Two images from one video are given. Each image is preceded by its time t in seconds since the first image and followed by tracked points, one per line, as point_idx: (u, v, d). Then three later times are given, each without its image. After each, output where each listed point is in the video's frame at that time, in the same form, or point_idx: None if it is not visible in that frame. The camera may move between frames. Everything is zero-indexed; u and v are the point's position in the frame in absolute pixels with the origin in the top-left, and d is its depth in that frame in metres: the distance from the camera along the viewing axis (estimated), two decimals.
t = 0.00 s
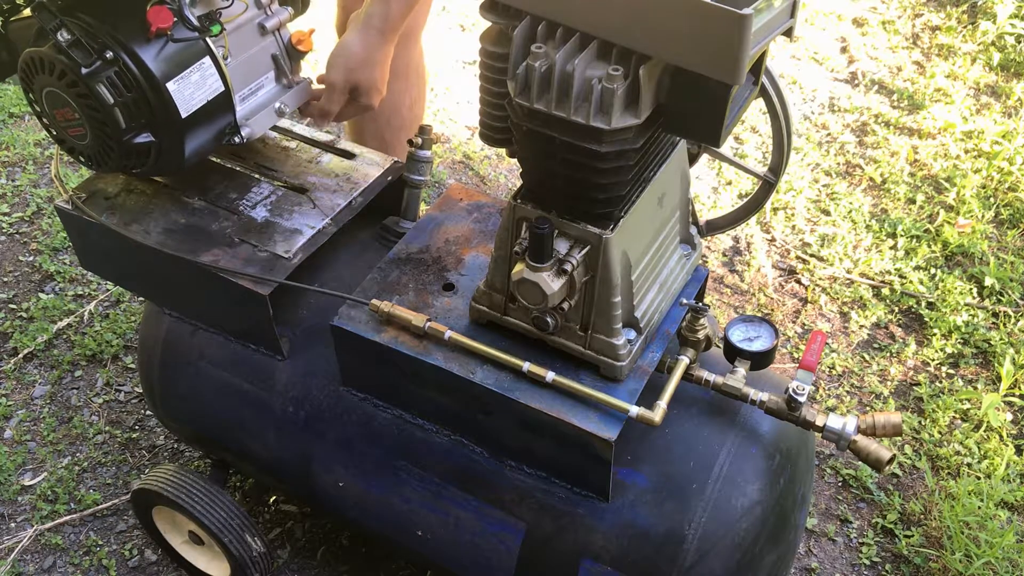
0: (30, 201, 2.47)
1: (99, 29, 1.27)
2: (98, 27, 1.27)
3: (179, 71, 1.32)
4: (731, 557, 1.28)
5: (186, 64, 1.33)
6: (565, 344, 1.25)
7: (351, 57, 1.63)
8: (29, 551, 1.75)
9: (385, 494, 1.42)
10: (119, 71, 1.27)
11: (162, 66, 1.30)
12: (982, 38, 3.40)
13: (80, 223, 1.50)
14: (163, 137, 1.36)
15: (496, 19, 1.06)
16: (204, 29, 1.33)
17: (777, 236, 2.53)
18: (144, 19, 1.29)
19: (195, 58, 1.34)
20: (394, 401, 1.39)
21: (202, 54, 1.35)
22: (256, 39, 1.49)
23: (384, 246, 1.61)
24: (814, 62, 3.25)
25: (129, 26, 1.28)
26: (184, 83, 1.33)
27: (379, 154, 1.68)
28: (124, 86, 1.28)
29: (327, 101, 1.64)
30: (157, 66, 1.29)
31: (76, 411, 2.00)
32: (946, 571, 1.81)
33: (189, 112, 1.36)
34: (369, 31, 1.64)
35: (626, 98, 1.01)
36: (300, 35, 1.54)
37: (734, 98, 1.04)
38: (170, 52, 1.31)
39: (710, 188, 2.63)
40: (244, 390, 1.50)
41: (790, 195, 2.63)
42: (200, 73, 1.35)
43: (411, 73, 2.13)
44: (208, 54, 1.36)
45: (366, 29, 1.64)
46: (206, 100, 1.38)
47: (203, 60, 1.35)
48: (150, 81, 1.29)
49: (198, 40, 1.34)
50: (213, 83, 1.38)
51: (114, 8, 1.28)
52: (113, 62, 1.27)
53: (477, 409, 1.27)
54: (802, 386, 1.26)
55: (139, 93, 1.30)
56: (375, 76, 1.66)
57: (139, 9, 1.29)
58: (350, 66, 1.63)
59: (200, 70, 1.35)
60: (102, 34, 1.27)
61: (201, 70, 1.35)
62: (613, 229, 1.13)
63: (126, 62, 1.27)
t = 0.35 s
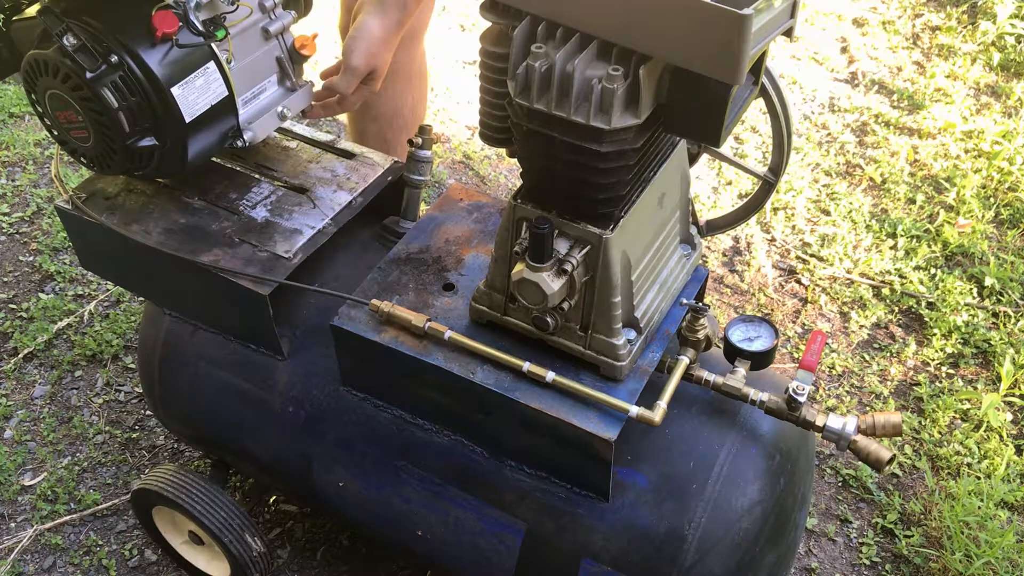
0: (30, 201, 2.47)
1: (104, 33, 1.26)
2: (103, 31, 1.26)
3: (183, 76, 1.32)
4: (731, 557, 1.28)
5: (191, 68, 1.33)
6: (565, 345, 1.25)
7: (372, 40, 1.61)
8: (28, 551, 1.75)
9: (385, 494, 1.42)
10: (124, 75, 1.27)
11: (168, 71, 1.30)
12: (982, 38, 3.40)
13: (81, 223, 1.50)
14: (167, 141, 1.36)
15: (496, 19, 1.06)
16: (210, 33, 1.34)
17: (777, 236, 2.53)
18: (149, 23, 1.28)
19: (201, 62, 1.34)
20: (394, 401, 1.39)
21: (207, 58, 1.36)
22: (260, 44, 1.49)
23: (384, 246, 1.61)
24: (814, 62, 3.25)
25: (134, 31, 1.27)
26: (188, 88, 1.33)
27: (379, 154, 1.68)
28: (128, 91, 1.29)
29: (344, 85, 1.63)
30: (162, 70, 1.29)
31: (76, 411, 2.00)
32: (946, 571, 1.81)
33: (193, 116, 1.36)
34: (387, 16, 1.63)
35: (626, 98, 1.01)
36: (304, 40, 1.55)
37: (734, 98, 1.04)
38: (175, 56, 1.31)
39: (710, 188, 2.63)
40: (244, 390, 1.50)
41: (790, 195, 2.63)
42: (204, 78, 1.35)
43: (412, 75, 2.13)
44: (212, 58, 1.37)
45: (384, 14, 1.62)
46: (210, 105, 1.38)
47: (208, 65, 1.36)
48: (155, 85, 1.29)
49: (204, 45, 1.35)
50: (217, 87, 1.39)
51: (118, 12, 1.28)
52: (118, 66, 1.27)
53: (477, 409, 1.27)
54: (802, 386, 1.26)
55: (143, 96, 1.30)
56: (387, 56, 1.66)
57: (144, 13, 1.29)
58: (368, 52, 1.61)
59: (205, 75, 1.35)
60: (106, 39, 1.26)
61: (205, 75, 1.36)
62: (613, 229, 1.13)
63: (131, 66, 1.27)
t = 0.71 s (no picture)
0: (30, 201, 2.47)
1: (100, 30, 1.27)
2: (98, 28, 1.27)
3: (179, 72, 1.32)
4: (731, 557, 1.27)
5: (187, 64, 1.33)
6: (565, 345, 1.25)
7: (353, 30, 1.57)
8: (28, 551, 1.75)
9: (385, 494, 1.42)
10: (120, 71, 1.27)
11: (163, 67, 1.30)
12: (982, 38, 3.40)
13: (80, 223, 1.50)
14: (165, 137, 1.36)
15: (496, 19, 1.06)
16: (204, 29, 1.33)
17: (777, 236, 2.53)
18: (144, 19, 1.29)
19: (196, 58, 1.34)
20: (394, 401, 1.39)
21: (203, 54, 1.35)
22: (256, 40, 1.49)
23: (384, 246, 1.61)
24: (814, 62, 3.25)
25: (130, 28, 1.28)
26: (184, 83, 1.33)
27: (379, 153, 1.68)
28: (124, 87, 1.28)
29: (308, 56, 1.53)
30: (158, 66, 1.29)
31: (76, 411, 2.00)
32: (946, 571, 1.80)
33: (189, 112, 1.36)
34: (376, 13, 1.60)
35: (626, 98, 1.01)
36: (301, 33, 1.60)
37: (734, 98, 1.04)
38: (171, 51, 1.31)
39: (710, 188, 2.63)
40: (244, 390, 1.50)
41: (789, 195, 2.63)
42: (200, 73, 1.35)
43: (412, 75, 2.13)
44: (208, 54, 1.36)
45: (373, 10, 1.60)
46: (206, 100, 1.38)
47: (204, 60, 1.35)
48: (151, 82, 1.29)
49: (198, 40, 1.34)
50: (213, 82, 1.38)
51: (115, 9, 1.28)
52: (113, 62, 1.27)
53: (477, 409, 1.27)
54: (802, 386, 1.26)
55: (139, 92, 1.30)
56: (363, 58, 1.62)
57: (140, 10, 1.29)
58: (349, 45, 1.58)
59: (201, 70, 1.35)
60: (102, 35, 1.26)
61: (201, 70, 1.35)
62: (613, 229, 1.13)
63: (127, 61, 1.27)
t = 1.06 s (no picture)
0: (30, 201, 2.47)
1: (96, 27, 1.27)
2: (95, 25, 1.27)
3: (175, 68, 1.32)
4: (731, 557, 1.28)
5: (184, 61, 1.33)
6: (565, 345, 1.25)
7: (338, 16, 1.57)
8: (28, 551, 1.75)
9: (385, 494, 1.42)
10: (117, 68, 1.28)
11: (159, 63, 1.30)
12: (982, 38, 3.40)
13: (80, 223, 1.50)
14: (162, 134, 1.36)
15: (496, 19, 1.06)
16: (201, 26, 1.33)
17: (777, 236, 2.53)
18: (139, 16, 1.29)
19: (192, 54, 1.34)
20: (394, 401, 1.39)
21: (200, 51, 1.35)
22: (253, 37, 1.49)
23: (384, 246, 1.61)
24: (814, 62, 3.25)
25: (126, 24, 1.28)
26: (180, 80, 1.33)
27: (379, 154, 1.68)
28: (120, 84, 1.28)
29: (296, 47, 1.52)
30: (154, 63, 1.29)
31: (76, 411, 2.00)
32: (946, 571, 1.80)
33: (185, 109, 1.36)
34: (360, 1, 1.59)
35: (626, 98, 1.01)
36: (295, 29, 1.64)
37: (734, 98, 1.04)
38: (167, 49, 1.31)
39: (710, 188, 2.63)
40: (244, 390, 1.50)
41: (789, 195, 2.63)
42: (197, 69, 1.35)
43: (412, 75, 2.13)
44: (204, 51, 1.36)
45: None
46: (204, 97, 1.38)
47: (201, 57, 1.35)
48: (148, 79, 1.29)
49: (194, 37, 1.34)
50: (210, 79, 1.38)
51: (111, 6, 1.28)
52: (109, 59, 1.27)
53: (476, 409, 1.27)
54: (803, 386, 1.26)
55: (136, 89, 1.30)
56: (352, 46, 1.61)
57: (136, 7, 1.29)
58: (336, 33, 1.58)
59: (197, 67, 1.35)
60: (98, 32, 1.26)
61: (198, 67, 1.35)
62: (612, 229, 1.13)
63: (123, 58, 1.27)
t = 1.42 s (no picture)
0: (30, 201, 2.47)
1: (93, 25, 1.27)
2: (92, 23, 1.27)
3: (173, 66, 1.32)
4: (731, 557, 1.28)
5: (181, 58, 1.33)
6: (565, 345, 1.25)
7: (339, 17, 1.57)
8: (28, 551, 1.75)
9: (385, 494, 1.42)
10: (115, 66, 1.28)
11: (157, 61, 1.30)
12: (982, 38, 3.40)
13: (81, 223, 1.50)
14: (160, 132, 1.36)
15: (496, 19, 1.06)
16: (198, 23, 1.33)
17: (777, 236, 2.53)
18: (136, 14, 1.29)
19: (190, 52, 1.34)
20: (394, 401, 1.39)
21: (197, 48, 1.36)
22: (252, 35, 1.49)
23: (384, 246, 1.61)
24: (814, 62, 3.25)
25: (123, 22, 1.28)
26: (178, 78, 1.33)
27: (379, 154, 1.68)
28: (118, 82, 1.28)
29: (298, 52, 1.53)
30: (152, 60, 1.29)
31: (76, 411, 2.00)
32: (946, 571, 1.81)
33: (184, 106, 1.36)
34: None
35: (626, 97, 1.01)
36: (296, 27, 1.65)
37: (734, 98, 1.04)
38: (164, 46, 1.31)
39: (710, 188, 2.63)
40: (244, 390, 1.50)
41: (789, 195, 2.63)
42: (195, 67, 1.35)
43: (411, 74, 2.12)
44: (202, 48, 1.36)
45: None
46: (202, 95, 1.38)
47: (198, 54, 1.35)
48: (146, 78, 1.29)
49: (192, 34, 1.34)
50: (208, 77, 1.38)
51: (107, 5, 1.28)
52: (107, 57, 1.27)
53: (476, 409, 1.27)
54: (802, 386, 1.26)
55: (134, 87, 1.30)
56: (355, 44, 1.61)
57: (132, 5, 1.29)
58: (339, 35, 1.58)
59: (195, 65, 1.35)
60: (95, 30, 1.26)
61: (195, 64, 1.35)
62: (613, 229, 1.13)
63: (120, 56, 1.27)
